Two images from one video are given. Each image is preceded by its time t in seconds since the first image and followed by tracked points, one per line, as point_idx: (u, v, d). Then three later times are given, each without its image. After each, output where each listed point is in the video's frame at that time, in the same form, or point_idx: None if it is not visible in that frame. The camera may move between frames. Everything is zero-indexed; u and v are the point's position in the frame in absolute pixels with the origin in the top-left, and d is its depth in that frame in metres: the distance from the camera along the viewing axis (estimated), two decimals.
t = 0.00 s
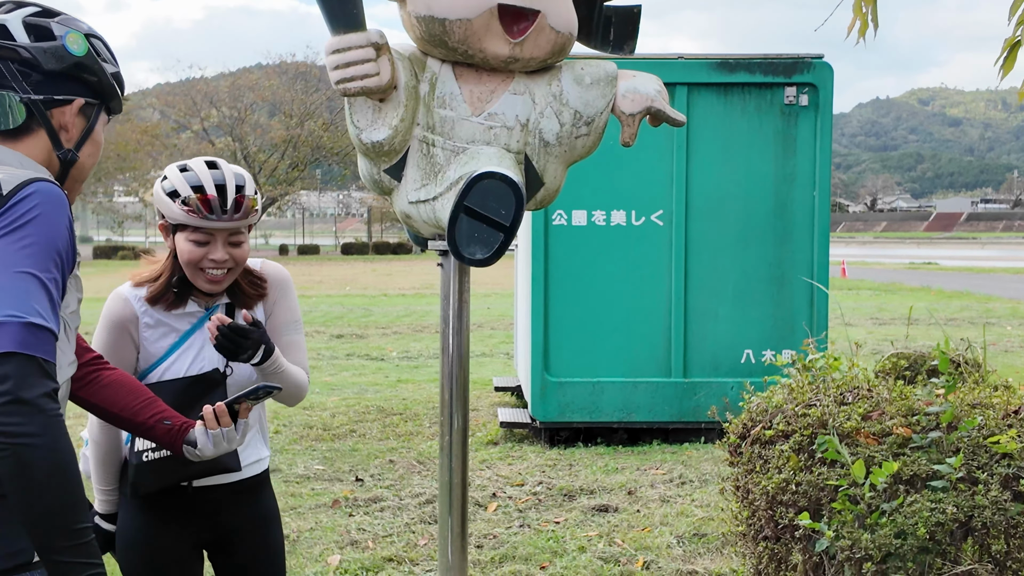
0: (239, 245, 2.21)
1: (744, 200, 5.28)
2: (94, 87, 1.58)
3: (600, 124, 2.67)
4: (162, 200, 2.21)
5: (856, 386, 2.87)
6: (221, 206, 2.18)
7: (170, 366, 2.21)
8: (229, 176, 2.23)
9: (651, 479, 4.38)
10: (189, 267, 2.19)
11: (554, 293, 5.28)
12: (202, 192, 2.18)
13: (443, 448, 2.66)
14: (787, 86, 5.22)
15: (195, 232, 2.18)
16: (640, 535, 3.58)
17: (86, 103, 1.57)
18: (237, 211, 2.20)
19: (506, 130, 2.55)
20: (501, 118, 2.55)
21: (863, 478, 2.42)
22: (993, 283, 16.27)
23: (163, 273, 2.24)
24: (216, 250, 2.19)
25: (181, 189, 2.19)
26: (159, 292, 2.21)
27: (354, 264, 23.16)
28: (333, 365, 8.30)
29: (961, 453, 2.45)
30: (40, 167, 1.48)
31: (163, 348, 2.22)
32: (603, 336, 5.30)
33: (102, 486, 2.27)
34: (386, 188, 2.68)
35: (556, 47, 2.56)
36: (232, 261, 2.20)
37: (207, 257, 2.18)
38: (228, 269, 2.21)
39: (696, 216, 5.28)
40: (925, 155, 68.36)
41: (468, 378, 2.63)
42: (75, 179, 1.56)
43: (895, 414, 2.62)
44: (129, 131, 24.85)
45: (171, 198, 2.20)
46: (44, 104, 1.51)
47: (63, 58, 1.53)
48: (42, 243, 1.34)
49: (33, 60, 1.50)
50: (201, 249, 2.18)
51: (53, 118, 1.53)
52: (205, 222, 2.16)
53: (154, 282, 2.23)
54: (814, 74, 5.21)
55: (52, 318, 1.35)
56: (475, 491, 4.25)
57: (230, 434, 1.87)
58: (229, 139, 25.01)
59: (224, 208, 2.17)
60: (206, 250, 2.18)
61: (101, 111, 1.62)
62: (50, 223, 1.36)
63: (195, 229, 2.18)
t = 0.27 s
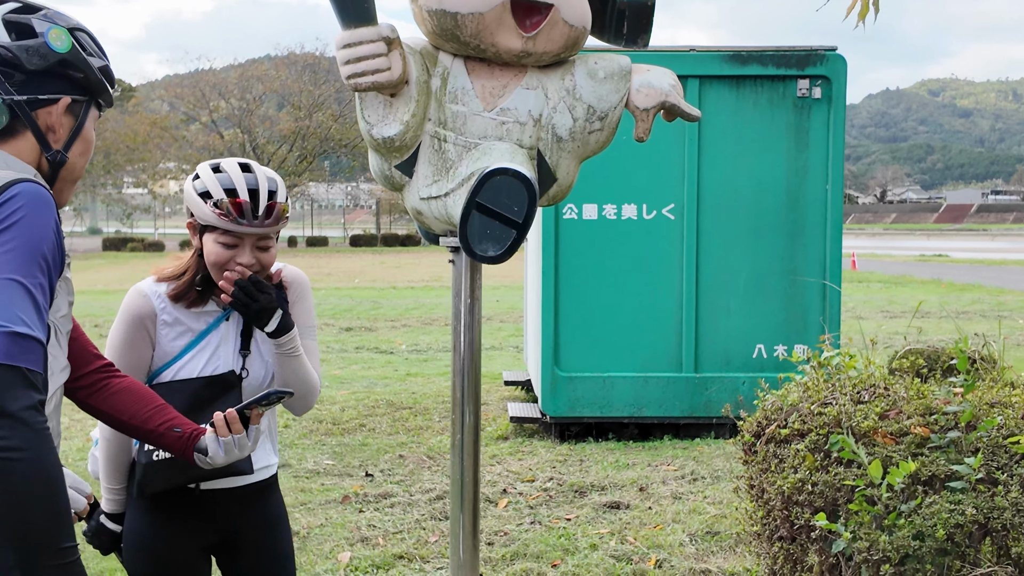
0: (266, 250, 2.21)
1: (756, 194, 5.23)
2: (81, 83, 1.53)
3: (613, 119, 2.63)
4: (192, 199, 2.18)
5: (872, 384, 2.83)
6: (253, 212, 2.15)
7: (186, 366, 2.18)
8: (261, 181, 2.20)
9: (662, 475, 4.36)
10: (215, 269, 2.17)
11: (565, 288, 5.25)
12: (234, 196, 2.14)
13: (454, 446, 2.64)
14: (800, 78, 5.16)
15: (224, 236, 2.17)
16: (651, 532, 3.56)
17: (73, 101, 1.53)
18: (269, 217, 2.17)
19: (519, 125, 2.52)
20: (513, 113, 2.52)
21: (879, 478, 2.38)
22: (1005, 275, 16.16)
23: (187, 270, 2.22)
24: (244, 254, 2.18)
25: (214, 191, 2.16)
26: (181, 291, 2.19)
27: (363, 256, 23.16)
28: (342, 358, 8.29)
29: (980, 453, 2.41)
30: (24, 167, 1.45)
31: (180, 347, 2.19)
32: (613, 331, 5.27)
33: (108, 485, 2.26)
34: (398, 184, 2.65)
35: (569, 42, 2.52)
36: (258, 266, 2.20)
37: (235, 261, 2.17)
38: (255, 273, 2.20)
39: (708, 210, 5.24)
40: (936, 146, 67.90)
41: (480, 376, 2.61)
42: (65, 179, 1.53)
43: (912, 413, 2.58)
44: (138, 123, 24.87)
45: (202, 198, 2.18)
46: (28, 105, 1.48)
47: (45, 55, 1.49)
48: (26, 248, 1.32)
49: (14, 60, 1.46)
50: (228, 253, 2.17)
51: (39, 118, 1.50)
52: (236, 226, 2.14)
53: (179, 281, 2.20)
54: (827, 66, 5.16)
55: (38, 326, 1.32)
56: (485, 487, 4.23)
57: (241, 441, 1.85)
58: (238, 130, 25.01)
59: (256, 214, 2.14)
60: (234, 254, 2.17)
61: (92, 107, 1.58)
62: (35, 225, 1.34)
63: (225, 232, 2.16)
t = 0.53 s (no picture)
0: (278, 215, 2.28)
1: (766, 192, 5.18)
2: (70, 78, 1.50)
3: (624, 118, 2.60)
4: (205, 190, 2.17)
5: (887, 386, 2.79)
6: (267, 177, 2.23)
7: (195, 364, 2.13)
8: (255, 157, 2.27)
9: (671, 476, 4.32)
10: (243, 249, 2.18)
11: (573, 287, 5.22)
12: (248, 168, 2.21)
13: (463, 449, 2.61)
14: (810, 76, 5.11)
15: (246, 211, 2.20)
16: (661, 535, 3.53)
17: (63, 98, 1.50)
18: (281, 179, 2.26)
19: (529, 124, 2.48)
20: (523, 112, 2.48)
21: (894, 483, 2.35)
22: (1015, 273, 16.05)
23: (202, 272, 2.18)
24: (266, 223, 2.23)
25: (221, 176, 2.18)
26: (207, 286, 2.16)
27: (370, 254, 23.15)
28: (349, 357, 8.28)
29: (998, 457, 2.37)
30: (8, 170, 1.43)
31: (187, 345, 2.15)
32: (622, 331, 5.23)
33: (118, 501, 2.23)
34: (405, 183, 2.63)
35: (579, 39, 2.49)
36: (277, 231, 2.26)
37: (262, 232, 2.21)
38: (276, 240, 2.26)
39: (718, 208, 5.19)
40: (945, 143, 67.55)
41: (488, 378, 2.57)
42: (53, 180, 1.50)
43: (928, 416, 2.54)
44: (146, 120, 24.90)
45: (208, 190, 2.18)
46: (16, 101, 1.45)
47: (34, 48, 1.46)
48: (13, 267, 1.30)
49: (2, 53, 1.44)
50: (254, 226, 2.20)
51: (27, 117, 1.47)
52: (258, 194, 2.20)
53: (202, 275, 2.16)
54: (838, 63, 5.11)
55: (22, 352, 1.30)
56: (493, 488, 4.20)
57: (248, 455, 1.82)
58: (245, 128, 25.02)
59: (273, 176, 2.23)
60: (259, 224, 2.21)
61: (82, 103, 1.55)
62: (22, 243, 1.32)
63: (244, 209, 2.20)
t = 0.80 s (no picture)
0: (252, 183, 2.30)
1: (770, 186, 5.15)
2: (45, 38, 1.47)
3: (626, 108, 2.56)
4: (211, 171, 2.09)
5: (891, 379, 2.76)
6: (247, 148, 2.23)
7: (201, 355, 2.07)
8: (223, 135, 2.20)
9: (674, 472, 4.29)
10: (249, 220, 2.19)
11: (576, 282, 5.18)
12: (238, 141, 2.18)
13: (463, 444, 2.58)
14: (814, 69, 5.08)
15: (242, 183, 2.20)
16: (664, 531, 3.50)
17: (39, 59, 1.47)
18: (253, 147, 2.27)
19: (530, 114, 2.45)
20: (524, 101, 2.45)
21: (898, 477, 2.32)
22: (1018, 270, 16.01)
23: (217, 254, 2.14)
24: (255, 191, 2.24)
25: (220, 154, 2.12)
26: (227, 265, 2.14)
27: (372, 251, 23.15)
28: (351, 353, 8.25)
29: (1005, 451, 2.33)
30: None
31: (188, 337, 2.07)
32: (625, 326, 5.20)
33: (126, 513, 2.05)
34: (405, 174, 2.60)
35: (581, 27, 2.46)
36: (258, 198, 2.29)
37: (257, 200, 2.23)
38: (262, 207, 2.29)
39: (721, 202, 5.16)
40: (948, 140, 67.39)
41: (489, 372, 2.55)
42: (32, 149, 1.46)
43: (934, 409, 2.50)
44: (147, 117, 24.92)
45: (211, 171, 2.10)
46: None
47: (8, 6, 1.43)
48: None
49: None
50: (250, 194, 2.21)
51: (4, 80, 1.43)
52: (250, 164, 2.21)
53: (215, 260, 2.12)
54: (842, 57, 5.07)
55: None
56: (494, 484, 4.17)
57: (236, 441, 1.83)
58: (247, 125, 25.01)
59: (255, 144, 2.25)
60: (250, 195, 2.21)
61: (60, 64, 1.51)
62: None
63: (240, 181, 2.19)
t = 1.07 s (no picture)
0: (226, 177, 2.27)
1: (767, 177, 5.13)
2: None
3: (619, 97, 2.54)
4: (190, 161, 2.08)
5: (885, 370, 2.74)
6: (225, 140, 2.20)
7: (193, 347, 2.06)
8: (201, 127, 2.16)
9: (669, 463, 4.29)
10: (227, 212, 2.17)
11: (572, 274, 5.17)
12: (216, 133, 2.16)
13: (455, 435, 2.58)
14: (811, 60, 5.05)
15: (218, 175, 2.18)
16: (658, 522, 3.49)
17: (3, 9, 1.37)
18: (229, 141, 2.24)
19: (521, 103, 2.44)
20: (515, 90, 2.44)
21: (890, 467, 2.31)
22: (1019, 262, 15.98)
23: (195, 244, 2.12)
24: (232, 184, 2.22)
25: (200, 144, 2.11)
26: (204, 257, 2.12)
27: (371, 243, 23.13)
28: (349, 345, 8.25)
29: (997, 441, 2.32)
30: None
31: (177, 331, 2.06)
32: (621, 318, 5.19)
33: (126, 515, 1.99)
34: (396, 164, 2.59)
35: (573, 15, 2.43)
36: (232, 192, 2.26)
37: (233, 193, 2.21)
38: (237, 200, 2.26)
39: (717, 194, 5.14)
40: (949, 132, 67.26)
41: (481, 362, 2.54)
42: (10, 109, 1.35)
43: (927, 399, 2.49)
44: (146, 110, 24.90)
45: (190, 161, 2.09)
46: None
47: None
48: None
49: None
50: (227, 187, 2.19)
51: None
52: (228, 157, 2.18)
53: (192, 250, 2.10)
54: (839, 47, 5.04)
55: None
56: (489, 475, 4.17)
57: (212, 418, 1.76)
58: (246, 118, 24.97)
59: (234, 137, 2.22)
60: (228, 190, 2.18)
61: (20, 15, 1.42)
62: None
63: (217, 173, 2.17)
